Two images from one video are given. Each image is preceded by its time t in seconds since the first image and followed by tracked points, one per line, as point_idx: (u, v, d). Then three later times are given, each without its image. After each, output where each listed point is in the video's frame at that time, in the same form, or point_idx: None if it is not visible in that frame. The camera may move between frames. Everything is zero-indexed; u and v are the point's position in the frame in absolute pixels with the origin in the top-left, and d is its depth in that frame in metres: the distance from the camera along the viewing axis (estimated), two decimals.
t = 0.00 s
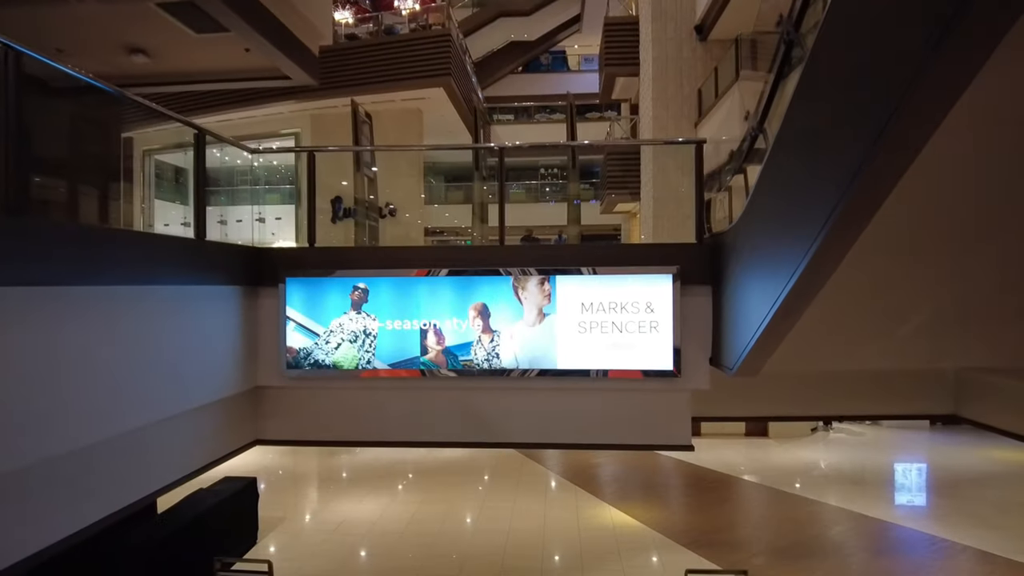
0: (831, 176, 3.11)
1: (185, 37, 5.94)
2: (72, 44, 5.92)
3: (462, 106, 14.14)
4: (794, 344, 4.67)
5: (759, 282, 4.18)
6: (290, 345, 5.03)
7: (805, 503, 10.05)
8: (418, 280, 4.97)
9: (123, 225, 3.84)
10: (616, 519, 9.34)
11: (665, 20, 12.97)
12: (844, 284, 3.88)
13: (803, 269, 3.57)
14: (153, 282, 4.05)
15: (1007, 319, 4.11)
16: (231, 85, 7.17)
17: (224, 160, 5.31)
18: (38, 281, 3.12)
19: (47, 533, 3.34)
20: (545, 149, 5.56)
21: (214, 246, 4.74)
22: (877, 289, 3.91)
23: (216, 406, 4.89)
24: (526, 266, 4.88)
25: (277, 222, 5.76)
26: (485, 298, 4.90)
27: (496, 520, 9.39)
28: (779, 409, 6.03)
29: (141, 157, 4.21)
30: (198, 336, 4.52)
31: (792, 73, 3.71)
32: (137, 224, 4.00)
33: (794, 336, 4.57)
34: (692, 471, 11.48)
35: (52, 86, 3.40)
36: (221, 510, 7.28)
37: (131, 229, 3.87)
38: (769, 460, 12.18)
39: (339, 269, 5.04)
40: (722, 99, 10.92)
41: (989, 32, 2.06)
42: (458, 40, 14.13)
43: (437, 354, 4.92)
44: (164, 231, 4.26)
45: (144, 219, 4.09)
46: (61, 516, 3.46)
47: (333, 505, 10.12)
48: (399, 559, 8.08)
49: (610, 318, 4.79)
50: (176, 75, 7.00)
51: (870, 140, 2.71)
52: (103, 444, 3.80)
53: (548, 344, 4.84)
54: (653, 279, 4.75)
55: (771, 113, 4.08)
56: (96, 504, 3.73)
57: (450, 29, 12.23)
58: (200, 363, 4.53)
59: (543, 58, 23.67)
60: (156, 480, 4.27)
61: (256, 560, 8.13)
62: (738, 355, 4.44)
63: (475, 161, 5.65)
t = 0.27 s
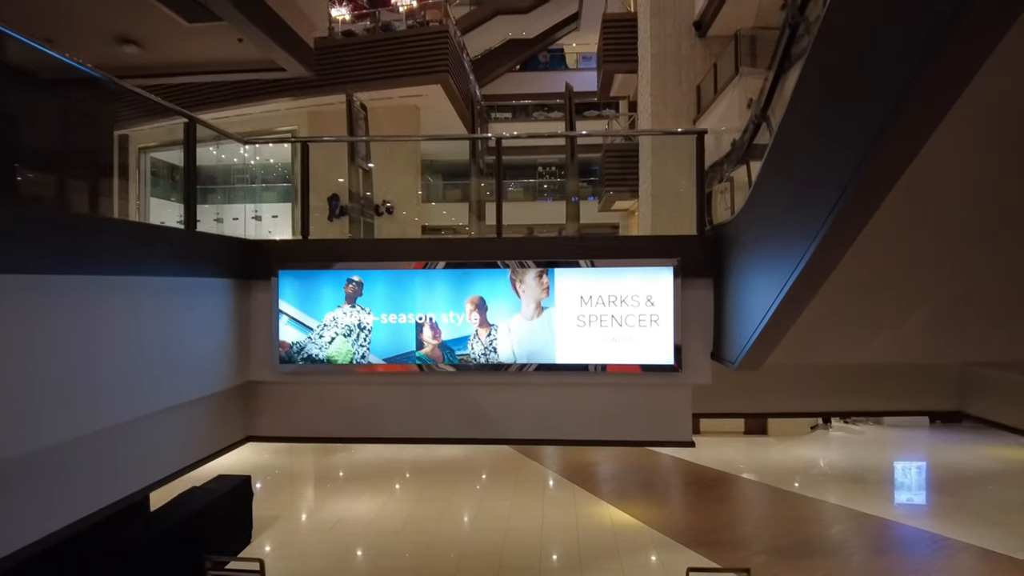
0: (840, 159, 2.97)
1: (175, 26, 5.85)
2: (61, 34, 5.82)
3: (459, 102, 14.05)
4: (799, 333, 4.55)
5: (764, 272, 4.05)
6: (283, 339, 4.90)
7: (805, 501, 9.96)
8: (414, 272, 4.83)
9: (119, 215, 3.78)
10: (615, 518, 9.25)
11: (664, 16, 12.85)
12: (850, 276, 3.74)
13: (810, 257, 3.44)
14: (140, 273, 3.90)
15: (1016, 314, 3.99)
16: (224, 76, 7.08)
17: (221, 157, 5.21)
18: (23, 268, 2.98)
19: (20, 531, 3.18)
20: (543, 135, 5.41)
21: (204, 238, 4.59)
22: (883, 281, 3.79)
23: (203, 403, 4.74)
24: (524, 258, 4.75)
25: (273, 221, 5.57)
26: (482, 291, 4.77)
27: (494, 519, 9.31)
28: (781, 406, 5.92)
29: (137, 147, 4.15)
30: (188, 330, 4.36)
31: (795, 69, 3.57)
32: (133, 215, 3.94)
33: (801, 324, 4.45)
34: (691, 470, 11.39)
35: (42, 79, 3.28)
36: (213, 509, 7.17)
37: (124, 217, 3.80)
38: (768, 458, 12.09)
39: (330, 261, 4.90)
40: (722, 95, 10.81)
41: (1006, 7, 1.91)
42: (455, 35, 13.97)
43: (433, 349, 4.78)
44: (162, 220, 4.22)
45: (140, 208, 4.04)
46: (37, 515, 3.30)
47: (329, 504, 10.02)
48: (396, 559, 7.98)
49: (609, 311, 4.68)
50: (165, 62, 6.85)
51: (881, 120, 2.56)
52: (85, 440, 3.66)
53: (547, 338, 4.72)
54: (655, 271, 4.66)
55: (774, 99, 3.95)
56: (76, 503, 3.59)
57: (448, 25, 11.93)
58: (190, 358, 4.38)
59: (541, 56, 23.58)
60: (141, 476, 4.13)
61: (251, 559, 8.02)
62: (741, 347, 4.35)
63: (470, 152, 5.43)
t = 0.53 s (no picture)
0: (846, 143, 2.86)
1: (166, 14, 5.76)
2: (50, 22, 5.73)
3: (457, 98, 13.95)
4: (803, 326, 4.45)
5: (768, 263, 3.94)
6: (276, 333, 4.78)
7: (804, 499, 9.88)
8: (409, 265, 4.71)
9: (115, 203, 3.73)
10: (614, 517, 9.15)
11: (662, 12, 12.70)
12: (857, 268, 3.63)
13: (815, 247, 3.32)
14: (131, 264, 3.77)
15: None
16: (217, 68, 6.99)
17: (218, 156, 5.13)
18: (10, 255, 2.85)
19: None
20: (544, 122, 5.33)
21: (197, 229, 4.47)
22: (889, 275, 3.68)
23: (194, 397, 4.62)
24: (522, 250, 4.64)
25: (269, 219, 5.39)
26: (479, 283, 4.65)
27: (492, 517, 9.22)
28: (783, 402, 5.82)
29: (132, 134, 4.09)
30: (179, 322, 4.25)
31: (796, 60, 3.50)
32: (129, 204, 3.89)
33: (804, 318, 4.35)
34: (690, 468, 11.30)
35: (35, 69, 3.20)
36: (206, 507, 7.06)
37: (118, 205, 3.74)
38: (768, 457, 12.00)
39: (322, 254, 4.79)
40: (721, 91, 10.70)
41: None
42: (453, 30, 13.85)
43: (429, 342, 4.66)
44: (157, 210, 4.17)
45: (136, 198, 4.00)
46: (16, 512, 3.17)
47: (325, 503, 9.91)
48: (393, 558, 7.87)
49: (609, 304, 4.56)
50: (156, 51, 6.72)
51: (890, 102, 2.45)
52: (72, 432, 3.54)
53: (545, 332, 4.60)
54: (655, 263, 4.53)
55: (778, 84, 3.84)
56: (63, 497, 3.48)
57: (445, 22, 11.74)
58: (182, 351, 4.26)
59: (540, 55, 23.48)
60: (130, 474, 4.00)
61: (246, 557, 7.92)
62: (744, 340, 4.24)
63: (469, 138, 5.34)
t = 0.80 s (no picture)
0: (855, 125, 2.73)
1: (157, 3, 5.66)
2: (39, 11, 5.64)
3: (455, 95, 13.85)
4: (808, 318, 4.34)
5: (773, 253, 3.82)
6: (268, 326, 4.64)
7: (806, 498, 9.76)
8: (405, 256, 4.58)
9: (113, 193, 3.68)
10: (613, 515, 9.06)
11: (662, 8, 12.44)
12: (864, 258, 3.51)
13: (821, 235, 3.21)
14: (119, 254, 3.64)
15: None
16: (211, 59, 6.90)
17: (215, 153, 4.97)
18: None
19: None
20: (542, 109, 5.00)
21: (190, 219, 4.34)
22: (896, 264, 3.57)
23: (185, 392, 4.47)
24: (520, 241, 4.52)
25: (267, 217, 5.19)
26: (476, 275, 4.53)
27: (489, 516, 9.12)
28: (784, 397, 5.72)
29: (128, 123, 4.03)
30: (170, 314, 4.11)
31: (797, 55, 3.45)
32: (127, 194, 3.84)
33: (809, 310, 4.23)
34: (690, 466, 11.21)
35: (24, 59, 3.13)
36: (198, 506, 6.94)
37: (114, 194, 3.68)
38: (767, 455, 11.90)
39: (314, 245, 4.66)
40: (721, 87, 10.59)
41: None
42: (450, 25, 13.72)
43: (425, 336, 4.53)
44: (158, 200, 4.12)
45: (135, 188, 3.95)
46: None
47: (321, 501, 9.81)
48: (390, 557, 7.77)
49: (609, 297, 4.45)
50: (146, 41, 6.59)
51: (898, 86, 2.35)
52: (57, 424, 3.40)
53: (544, 325, 4.47)
54: (657, 255, 4.44)
55: (783, 70, 3.73)
56: (47, 492, 3.33)
57: (443, 19, 11.61)
58: (172, 345, 4.13)
59: (538, 53, 23.37)
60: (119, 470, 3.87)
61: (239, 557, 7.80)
62: (748, 333, 4.13)
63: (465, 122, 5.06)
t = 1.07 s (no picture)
0: (866, 107, 2.63)
1: None
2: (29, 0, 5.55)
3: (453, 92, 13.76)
4: (814, 308, 4.23)
5: (778, 242, 3.71)
6: (262, 320, 4.53)
7: (807, 496, 9.68)
8: (400, 249, 4.46)
9: (111, 181, 3.64)
10: (613, 513, 8.97)
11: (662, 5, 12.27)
12: (872, 246, 3.40)
13: (829, 221, 3.09)
14: (108, 243, 3.54)
15: None
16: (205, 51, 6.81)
17: (212, 152, 4.89)
18: None
19: None
20: (540, 104, 4.91)
21: (182, 210, 4.24)
22: (906, 254, 3.47)
23: (174, 387, 4.35)
24: (519, 233, 4.40)
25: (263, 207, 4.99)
26: (473, 268, 4.41)
27: (488, 514, 9.03)
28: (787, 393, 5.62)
29: (129, 114, 3.99)
30: (160, 306, 4.00)
31: (799, 46, 3.35)
32: (125, 184, 3.80)
33: (815, 300, 4.13)
34: (690, 464, 11.12)
35: (17, 52, 3.07)
36: (190, 505, 6.83)
37: (112, 183, 3.65)
38: (768, 453, 11.81)
39: (307, 236, 4.55)
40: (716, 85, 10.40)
41: None
42: (448, 21, 13.61)
43: (421, 330, 4.41)
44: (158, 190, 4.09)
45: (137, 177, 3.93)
46: None
47: (317, 500, 9.71)
48: (388, 556, 7.68)
49: (609, 290, 4.35)
50: (138, 31, 6.49)
51: (914, 64, 2.25)
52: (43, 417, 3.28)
53: (543, 319, 4.37)
54: (658, 247, 4.33)
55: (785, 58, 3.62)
56: (34, 488, 3.22)
57: (441, 15, 11.50)
58: (162, 338, 4.01)
59: (536, 52, 23.29)
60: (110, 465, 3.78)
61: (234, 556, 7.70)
62: (752, 325, 4.03)
63: (461, 119, 4.93)
